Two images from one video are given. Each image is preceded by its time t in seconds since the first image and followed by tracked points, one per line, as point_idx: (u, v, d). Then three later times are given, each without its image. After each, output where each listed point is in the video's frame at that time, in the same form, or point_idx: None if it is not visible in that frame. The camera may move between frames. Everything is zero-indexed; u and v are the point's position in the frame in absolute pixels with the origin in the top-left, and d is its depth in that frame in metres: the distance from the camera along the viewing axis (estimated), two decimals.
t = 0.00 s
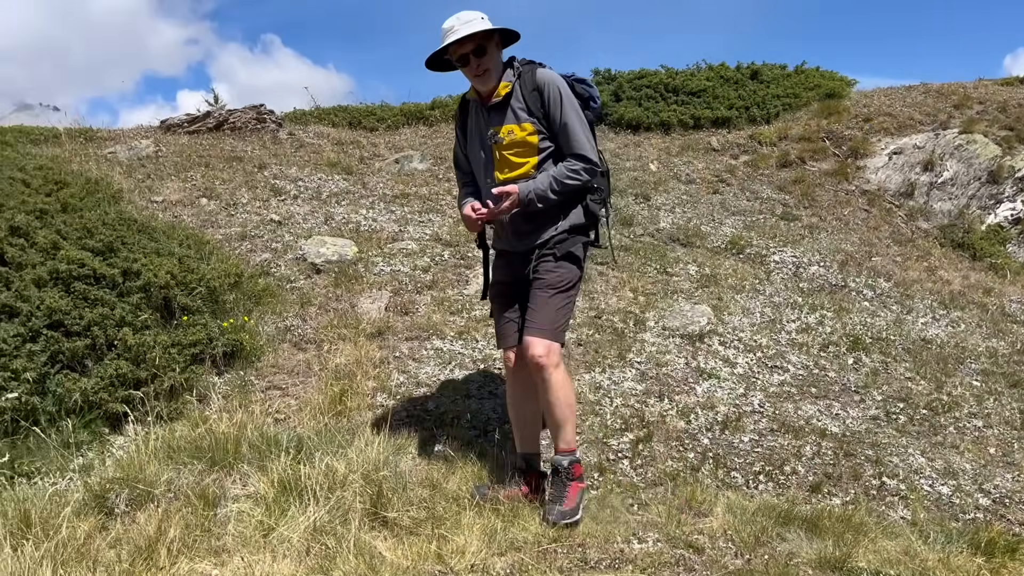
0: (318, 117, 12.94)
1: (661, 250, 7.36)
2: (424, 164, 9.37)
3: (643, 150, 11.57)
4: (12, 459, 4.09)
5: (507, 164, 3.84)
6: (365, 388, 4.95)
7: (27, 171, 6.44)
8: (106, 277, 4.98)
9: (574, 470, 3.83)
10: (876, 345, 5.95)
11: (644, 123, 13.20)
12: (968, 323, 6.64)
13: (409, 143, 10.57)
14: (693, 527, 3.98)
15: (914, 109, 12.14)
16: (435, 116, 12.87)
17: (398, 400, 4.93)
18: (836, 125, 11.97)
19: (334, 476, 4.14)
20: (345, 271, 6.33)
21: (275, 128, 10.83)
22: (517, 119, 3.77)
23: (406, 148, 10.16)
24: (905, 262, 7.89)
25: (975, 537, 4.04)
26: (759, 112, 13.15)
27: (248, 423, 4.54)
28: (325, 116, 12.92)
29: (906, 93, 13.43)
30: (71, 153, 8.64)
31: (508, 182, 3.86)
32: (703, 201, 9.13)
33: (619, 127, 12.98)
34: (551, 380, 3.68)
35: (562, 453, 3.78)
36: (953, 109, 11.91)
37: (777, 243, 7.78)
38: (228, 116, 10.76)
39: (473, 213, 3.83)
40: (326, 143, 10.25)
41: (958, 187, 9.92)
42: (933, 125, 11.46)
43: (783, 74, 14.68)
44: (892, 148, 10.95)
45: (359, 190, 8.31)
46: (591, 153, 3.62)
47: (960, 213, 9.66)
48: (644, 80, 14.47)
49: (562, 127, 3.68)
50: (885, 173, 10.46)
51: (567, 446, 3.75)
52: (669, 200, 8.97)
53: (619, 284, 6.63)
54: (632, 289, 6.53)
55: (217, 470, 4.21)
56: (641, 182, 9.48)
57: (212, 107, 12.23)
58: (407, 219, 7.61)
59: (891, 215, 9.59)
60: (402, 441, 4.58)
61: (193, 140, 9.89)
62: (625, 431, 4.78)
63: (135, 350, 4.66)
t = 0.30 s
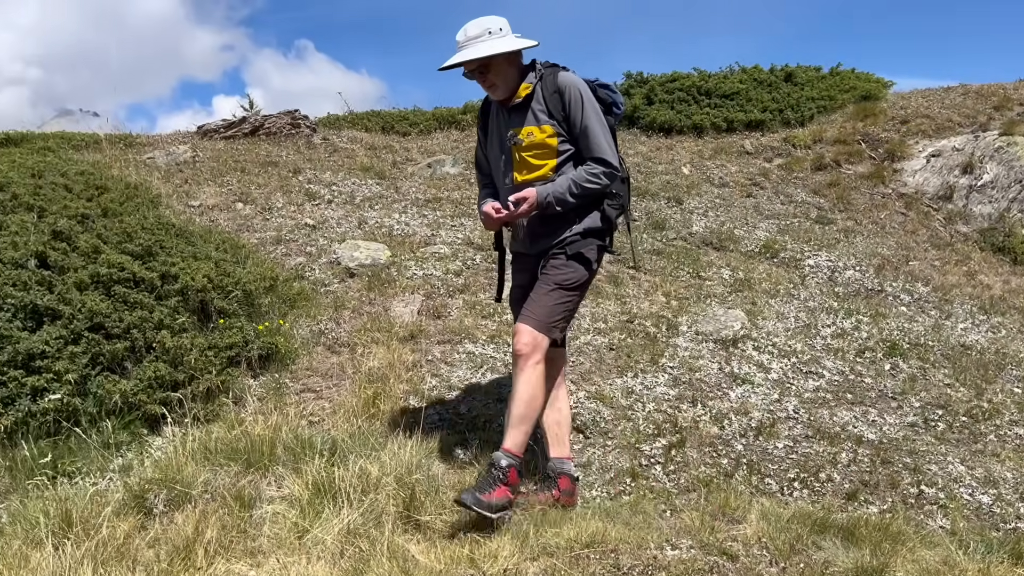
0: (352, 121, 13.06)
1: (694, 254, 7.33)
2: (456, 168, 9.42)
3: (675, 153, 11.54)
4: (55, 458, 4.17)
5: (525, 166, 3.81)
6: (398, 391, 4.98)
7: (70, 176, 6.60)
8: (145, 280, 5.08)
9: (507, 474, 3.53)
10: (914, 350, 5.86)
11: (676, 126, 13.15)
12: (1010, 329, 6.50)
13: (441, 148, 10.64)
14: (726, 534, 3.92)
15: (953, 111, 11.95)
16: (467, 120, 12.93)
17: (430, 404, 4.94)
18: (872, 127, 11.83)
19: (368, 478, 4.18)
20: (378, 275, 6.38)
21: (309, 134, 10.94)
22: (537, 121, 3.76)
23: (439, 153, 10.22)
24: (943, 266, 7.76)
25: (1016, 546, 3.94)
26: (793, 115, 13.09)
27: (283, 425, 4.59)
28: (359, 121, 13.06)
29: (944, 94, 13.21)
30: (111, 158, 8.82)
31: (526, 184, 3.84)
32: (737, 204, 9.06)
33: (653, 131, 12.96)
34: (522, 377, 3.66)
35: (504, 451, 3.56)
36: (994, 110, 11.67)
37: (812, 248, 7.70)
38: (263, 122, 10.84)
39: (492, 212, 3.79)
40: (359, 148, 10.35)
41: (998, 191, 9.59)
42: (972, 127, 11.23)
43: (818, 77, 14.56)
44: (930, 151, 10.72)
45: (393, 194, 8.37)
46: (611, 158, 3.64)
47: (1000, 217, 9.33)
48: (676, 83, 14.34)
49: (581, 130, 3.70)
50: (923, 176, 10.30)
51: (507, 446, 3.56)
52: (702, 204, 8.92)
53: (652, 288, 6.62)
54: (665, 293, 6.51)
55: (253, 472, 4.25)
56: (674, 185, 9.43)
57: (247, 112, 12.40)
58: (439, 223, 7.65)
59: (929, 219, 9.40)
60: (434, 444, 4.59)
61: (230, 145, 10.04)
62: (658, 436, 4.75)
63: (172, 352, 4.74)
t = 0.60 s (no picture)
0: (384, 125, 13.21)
1: (727, 258, 7.28)
2: (488, 172, 9.46)
3: (708, 156, 11.51)
4: (96, 459, 4.25)
5: (534, 170, 3.77)
6: (430, 394, 5.00)
7: (109, 182, 6.74)
8: (182, 284, 5.17)
9: (471, 472, 3.49)
10: (953, 357, 5.77)
11: (708, 129, 13.09)
12: None
13: (472, 153, 10.70)
14: (761, 541, 3.87)
15: (991, 113, 11.73)
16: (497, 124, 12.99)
17: (462, 408, 4.95)
18: (909, 129, 11.67)
19: (401, 481, 4.20)
20: (410, 279, 6.44)
21: (342, 139, 11.05)
22: (548, 126, 3.70)
23: (470, 157, 10.27)
24: (983, 270, 7.62)
25: None
26: (827, 117, 13.04)
27: (317, 428, 4.63)
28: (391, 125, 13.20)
29: (984, 96, 12.96)
30: (150, 164, 9.00)
31: (534, 189, 3.79)
32: (771, 207, 8.99)
33: (685, 133, 13.15)
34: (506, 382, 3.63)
35: (472, 448, 3.53)
36: None
37: (847, 252, 7.61)
38: (297, 127, 10.99)
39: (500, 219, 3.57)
40: (391, 152, 10.44)
41: None
42: (1011, 129, 11.00)
43: (853, 79, 14.45)
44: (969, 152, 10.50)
45: (425, 199, 8.42)
46: (619, 167, 3.51)
47: None
48: (708, 85, 14.35)
49: (590, 136, 3.59)
50: (962, 179, 10.00)
51: (476, 445, 3.53)
52: (734, 207, 8.86)
53: (684, 292, 6.59)
54: (698, 297, 6.48)
55: (288, 474, 4.30)
56: (706, 189, 9.39)
57: (281, 118, 12.57)
58: (471, 227, 7.68)
59: (968, 222, 9.21)
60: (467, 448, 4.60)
61: (264, 150, 10.18)
62: (691, 442, 4.72)
63: (209, 355, 4.81)
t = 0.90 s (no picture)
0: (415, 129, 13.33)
1: (759, 262, 7.23)
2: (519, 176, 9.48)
3: (740, 158, 11.47)
4: (134, 460, 4.31)
5: (527, 178, 3.65)
6: (462, 398, 5.02)
7: (147, 187, 6.86)
8: (218, 288, 5.26)
9: (490, 507, 3.70)
10: (993, 362, 5.66)
11: (740, 131, 13.01)
12: None
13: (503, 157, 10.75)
14: (796, 548, 3.81)
15: None
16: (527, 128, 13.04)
17: (493, 411, 4.96)
18: (945, 131, 11.48)
19: (433, 485, 4.22)
20: (441, 283, 6.48)
21: (373, 143, 11.14)
22: (542, 133, 3.56)
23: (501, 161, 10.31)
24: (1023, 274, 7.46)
25: None
26: (861, 119, 12.88)
27: (351, 431, 4.66)
28: (422, 129, 13.32)
29: None
30: (186, 169, 9.14)
31: (527, 198, 3.69)
32: (804, 210, 8.90)
33: (717, 136, 13.08)
34: (518, 410, 3.70)
35: (489, 482, 3.69)
36: None
37: (882, 255, 7.51)
38: (330, 132, 11.09)
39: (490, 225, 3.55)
40: (422, 157, 10.51)
41: None
42: None
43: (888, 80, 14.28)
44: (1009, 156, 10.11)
45: (456, 203, 8.47)
46: (612, 181, 3.37)
47: None
48: (739, 87, 14.33)
49: (584, 146, 3.44)
50: (1000, 181, 9.69)
51: (491, 478, 3.68)
52: (767, 210, 8.79)
53: (716, 296, 6.56)
54: (730, 301, 6.44)
55: (321, 476, 4.33)
56: (738, 192, 9.32)
57: (313, 123, 12.72)
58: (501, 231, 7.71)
59: (1007, 224, 9.01)
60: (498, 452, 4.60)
61: (297, 155, 10.29)
62: (724, 447, 4.69)
63: (245, 358, 4.88)
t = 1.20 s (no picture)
0: (444, 134, 13.42)
1: (792, 265, 7.16)
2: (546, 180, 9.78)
3: (770, 161, 11.40)
4: (170, 462, 4.36)
5: (509, 179, 3.51)
6: (491, 402, 5.03)
7: (181, 193, 6.96)
8: (251, 293, 5.34)
9: (512, 526, 3.70)
10: None
11: (771, 134, 12.91)
12: None
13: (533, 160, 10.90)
14: (831, 555, 3.75)
15: None
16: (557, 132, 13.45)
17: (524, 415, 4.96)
18: (982, 132, 11.28)
19: (463, 489, 4.23)
20: (471, 287, 6.52)
21: (403, 148, 11.21)
22: (525, 133, 3.42)
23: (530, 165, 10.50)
24: None
25: None
26: (895, 120, 12.72)
27: (382, 433, 4.70)
28: (451, 133, 13.41)
29: None
30: (219, 175, 9.27)
31: (510, 200, 3.55)
32: (836, 213, 8.81)
33: (748, 139, 13.00)
34: (524, 425, 3.65)
35: (507, 502, 3.70)
36: None
37: (917, 258, 7.41)
38: (360, 137, 11.18)
39: (472, 232, 3.42)
40: (451, 161, 10.57)
41: None
42: None
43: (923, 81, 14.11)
44: None
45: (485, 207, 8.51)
46: (596, 182, 3.25)
47: None
48: (769, 90, 14.29)
49: (567, 146, 3.31)
50: None
51: (508, 498, 3.68)
52: (799, 213, 8.71)
53: (748, 300, 6.51)
54: (762, 305, 6.39)
55: (353, 479, 4.35)
56: (770, 195, 9.25)
57: (342, 128, 12.84)
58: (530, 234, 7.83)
59: None
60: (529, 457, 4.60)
61: (328, 160, 10.39)
62: (756, 453, 4.65)
63: (277, 361, 4.96)
